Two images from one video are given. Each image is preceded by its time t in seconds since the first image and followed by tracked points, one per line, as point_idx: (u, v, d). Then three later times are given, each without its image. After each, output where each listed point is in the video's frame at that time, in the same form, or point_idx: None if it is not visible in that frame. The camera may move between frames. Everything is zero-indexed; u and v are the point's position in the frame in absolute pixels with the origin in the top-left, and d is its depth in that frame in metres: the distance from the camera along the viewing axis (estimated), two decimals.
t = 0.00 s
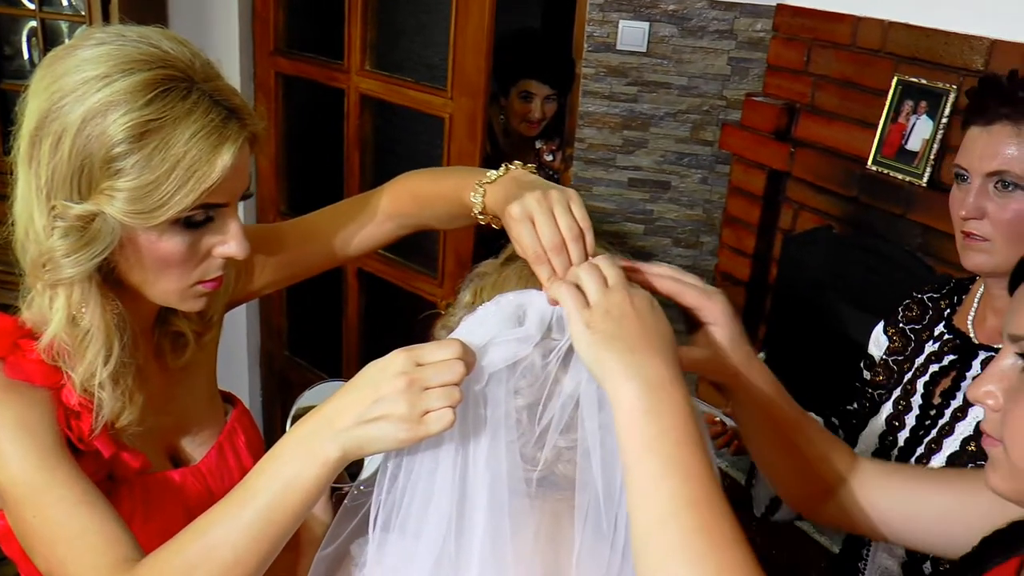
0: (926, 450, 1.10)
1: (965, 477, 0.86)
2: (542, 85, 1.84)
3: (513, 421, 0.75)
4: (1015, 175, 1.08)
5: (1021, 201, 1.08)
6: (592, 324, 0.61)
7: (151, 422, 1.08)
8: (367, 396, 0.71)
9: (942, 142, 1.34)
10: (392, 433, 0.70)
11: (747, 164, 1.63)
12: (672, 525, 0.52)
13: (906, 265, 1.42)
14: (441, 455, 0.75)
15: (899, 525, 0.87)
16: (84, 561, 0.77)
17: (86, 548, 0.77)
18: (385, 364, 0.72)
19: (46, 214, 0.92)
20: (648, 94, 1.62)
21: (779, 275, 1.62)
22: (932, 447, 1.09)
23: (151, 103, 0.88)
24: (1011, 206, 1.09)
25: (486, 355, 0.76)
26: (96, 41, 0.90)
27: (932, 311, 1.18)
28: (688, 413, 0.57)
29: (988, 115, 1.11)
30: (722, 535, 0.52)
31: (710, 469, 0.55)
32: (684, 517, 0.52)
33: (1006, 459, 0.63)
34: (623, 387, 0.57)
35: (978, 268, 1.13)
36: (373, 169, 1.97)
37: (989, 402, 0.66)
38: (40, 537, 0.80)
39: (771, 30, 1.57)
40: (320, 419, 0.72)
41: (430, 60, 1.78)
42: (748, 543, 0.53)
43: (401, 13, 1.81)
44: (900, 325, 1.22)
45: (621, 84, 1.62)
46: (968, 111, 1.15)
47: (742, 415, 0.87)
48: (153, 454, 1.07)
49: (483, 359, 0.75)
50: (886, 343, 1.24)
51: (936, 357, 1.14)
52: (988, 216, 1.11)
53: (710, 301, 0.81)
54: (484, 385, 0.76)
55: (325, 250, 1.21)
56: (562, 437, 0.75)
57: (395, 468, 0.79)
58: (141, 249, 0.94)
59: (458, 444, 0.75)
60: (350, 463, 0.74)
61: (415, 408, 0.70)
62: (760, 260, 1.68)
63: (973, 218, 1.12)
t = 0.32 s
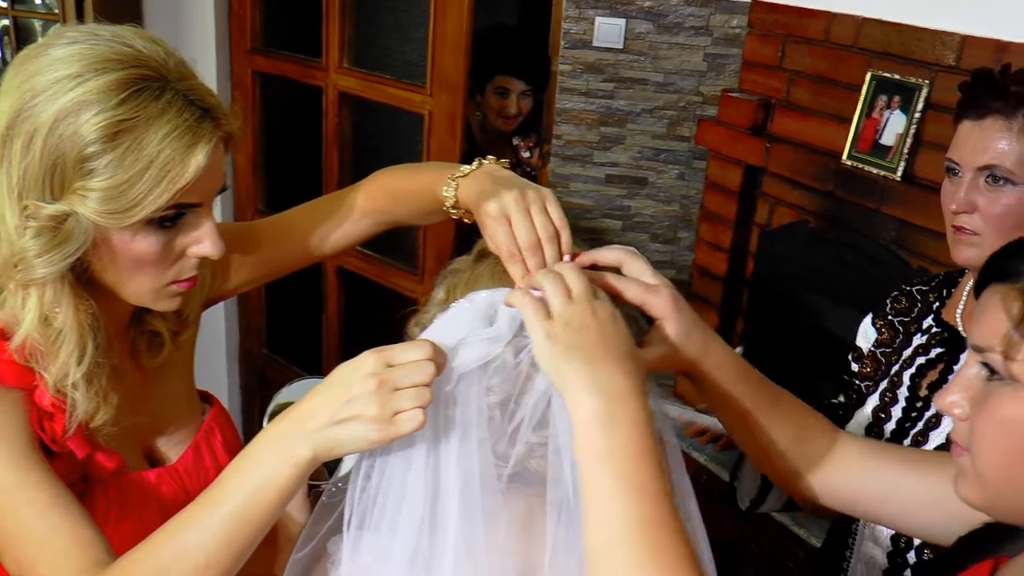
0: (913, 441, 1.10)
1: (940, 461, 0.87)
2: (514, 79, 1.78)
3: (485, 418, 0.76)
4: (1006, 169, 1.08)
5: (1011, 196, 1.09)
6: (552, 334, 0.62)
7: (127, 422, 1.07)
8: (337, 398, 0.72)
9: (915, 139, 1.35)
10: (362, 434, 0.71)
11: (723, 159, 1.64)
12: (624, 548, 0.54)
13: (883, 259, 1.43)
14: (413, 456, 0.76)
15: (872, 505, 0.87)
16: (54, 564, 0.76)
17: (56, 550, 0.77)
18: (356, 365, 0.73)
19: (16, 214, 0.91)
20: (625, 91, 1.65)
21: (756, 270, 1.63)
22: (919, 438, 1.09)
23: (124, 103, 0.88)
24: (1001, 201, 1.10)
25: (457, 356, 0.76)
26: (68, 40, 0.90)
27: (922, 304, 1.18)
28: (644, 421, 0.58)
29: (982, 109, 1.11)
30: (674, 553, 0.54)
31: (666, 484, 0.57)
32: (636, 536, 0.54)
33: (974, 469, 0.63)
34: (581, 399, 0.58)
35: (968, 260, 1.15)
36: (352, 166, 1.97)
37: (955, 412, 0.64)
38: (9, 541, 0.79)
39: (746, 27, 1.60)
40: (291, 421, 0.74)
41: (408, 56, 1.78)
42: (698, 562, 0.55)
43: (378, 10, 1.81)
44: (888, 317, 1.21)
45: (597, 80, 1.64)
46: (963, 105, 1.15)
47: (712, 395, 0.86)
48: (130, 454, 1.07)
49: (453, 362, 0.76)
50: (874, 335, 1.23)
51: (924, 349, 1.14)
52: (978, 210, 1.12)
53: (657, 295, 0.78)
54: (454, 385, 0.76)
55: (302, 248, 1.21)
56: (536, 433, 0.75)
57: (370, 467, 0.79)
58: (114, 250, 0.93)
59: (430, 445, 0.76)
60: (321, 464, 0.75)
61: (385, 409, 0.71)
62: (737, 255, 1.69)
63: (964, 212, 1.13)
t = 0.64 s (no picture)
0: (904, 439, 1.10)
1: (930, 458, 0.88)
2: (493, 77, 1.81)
3: (458, 417, 0.76)
4: (996, 165, 1.10)
5: (1001, 192, 1.11)
6: (514, 335, 0.63)
7: (101, 423, 1.07)
8: (308, 400, 0.73)
9: (889, 133, 1.37)
10: (333, 435, 0.72)
11: (699, 154, 1.65)
12: (565, 556, 0.55)
13: (859, 254, 1.45)
14: (387, 456, 0.77)
15: (859, 500, 0.87)
16: (23, 567, 0.76)
17: (25, 553, 0.76)
18: (327, 367, 0.73)
19: None
20: (601, 87, 1.66)
21: (734, 266, 1.65)
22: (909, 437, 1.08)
23: (95, 103, 0.87)
24: (992, 196, 1.11)
25: (428, 358, 0.77)
26: (37, 39, 0.89)
27: (908, 298, 1.17)
28: (599, 425, 0.59)
29: (974, 104, 1.12)
30: (615, 557, 0.55)
31: (614, 487, 0.58)
32: (575, 541, 0.55)
33: (937, 478, 0.64)
34: (536, 401, 0.59)
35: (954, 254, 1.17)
36: (333, 164, 1.96)
37: (920, 421, 0.65)
38: None
39: (723, 23, 1.61)
40: (262, 424, 0.74)
41: (389, 53, 1.78)
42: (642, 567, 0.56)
43: (357, 7, 1.81)
44: (874, 312, 1.21)
45: (574, 77, 1.65)
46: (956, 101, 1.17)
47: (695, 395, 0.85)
48: (105, 455, 1.07)
49: (424, 364, 0.76)
50: (860, 329, 1.23)
51: (912, 347, 1.13)
52: (969, 205, 1.13)
53: (632, 301, 0.76)
54: (426, 387, 0.76)
55: (278, 248, 1.21)
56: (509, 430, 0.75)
57: (343, 469, 0.79)
58: (86, 251, 0.93)
59: (403, 446, 0.76)
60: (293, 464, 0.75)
61: (356, 410, 0.71)
62: (714, 250, 1.69)
63: (954, 207, 1.14)
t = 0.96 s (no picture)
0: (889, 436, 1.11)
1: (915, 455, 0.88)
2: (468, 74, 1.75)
3: (431, 415, 0.76)
4: (979, 162, 1.11)
5: (984, 188, 1.12)
6: (480, 335, 0.63)
7: (76, 424, 1.07)
8: (282, 401, 0.73)
9: (863, 128, 1.38)
10: (307, 435, 0.72)
11: (676, 150, 1.68)
12: (517, 556, 0.55)
13: (835, 248, 1.44)
14: (360, 456, 0.77)
15: (844, 501, 0.88)
16: None
17: None
18: (301, 368, 0.74)
19: None
20: (578, 85, 1.66)
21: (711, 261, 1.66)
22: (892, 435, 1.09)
23: (63, 104, 0.87)
24: (975, 193, 1.13)
25: (401, 358, 0.77)
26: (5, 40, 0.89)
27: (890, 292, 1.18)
28: (559, 425, 0.59)
29: (958, 100, 1.14)
30: (566, 558, 0.55)
31: (570, 484, 0.58)
32: (528, 543, 0.55)
33: (902, 479, 0.64)
34: (494, 401, 0.59)
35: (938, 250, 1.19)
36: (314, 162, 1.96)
37: (884, 424, 0.66)
38: None
39: (697, 20, 1.62)
40: (235, 424, 0.74)
41: (371, 51, 1.78)
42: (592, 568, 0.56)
43: (337, 4, 1.80)
44: (856, 303, 1.21)
45: (551, 74, 1.65)
46: (940, 96, 1.19)
47: (679, 402, 0.85)
48: (80, 456, 1.07)
49: (397, 364, 0.77)
50: (841, 320, 1.23)
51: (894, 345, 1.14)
52: (952, 201, 1.15)
53: (609, 305, 0.75)
54: (399, 387, 0.77)
55: (254, 248, 1.21)
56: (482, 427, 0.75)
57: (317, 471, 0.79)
58: (57, 253, 0.93)
59: (377, 445, 0.77)
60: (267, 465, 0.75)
61: (329, 411, 0.71)
62: (692, 246, 1.73)
63: (937, 203, 1.16)
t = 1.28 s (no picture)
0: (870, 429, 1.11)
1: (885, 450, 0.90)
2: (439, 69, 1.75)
3: (402, 414, 0.77)
4: (956, 158, 1.13)
5: (962, 184, 1.13)
6: (447, 336, 0.64)
7: (49, 426, 1.07)
8: (254, 401, 0.73)
9: (836, 123, 1.40)
10: (280, 436, 0.72)
11: (652, 147, 1.69)
12: (475, 553, 0.55)
13: (811, 242, 1.45)
14: (334, 456, 0.77)
15: (822, 497, 0.89)
16: None
17: None
18: (274, 368, 0.74)
19: None
20: (554, 82, 1.67)
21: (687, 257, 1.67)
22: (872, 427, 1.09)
23: (33, 105, 0.87)
24: (952, 188, 1.14)
25: (372, 358, 0.78)
26: None
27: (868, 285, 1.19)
28: (521, 425, 0.60)
29: (936, 97, 1.15)
30: (522, 557, 0.55)
31: (530, 482, 0.58)
32: (485, 543, 0.55)
33: (866, 477, 0.65)
34: (457, 401, 0.60)
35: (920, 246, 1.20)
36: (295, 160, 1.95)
37: (848, 423, 0.67)
38: None
39: (672, 17, 1.63)
40: (209, 424, 0.74)
41: (352, 49, 1.78)
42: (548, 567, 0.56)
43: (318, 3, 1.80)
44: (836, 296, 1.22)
45: (526, 72, 1.66)
46: (919, 92, 1.20)
47: (657, 398, 0.86)
48: (54, 457, 1.06)
49: (369, 364, 0.77)
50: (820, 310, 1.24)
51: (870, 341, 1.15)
52: (930, 197, 1.16)
53: (581, 301, 0.76)
54: (371, 386, 0.78)
55: (229, 247, 1.21)
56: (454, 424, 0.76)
57: (292, 471, 0.80)
58: (27, 255, 0.93)
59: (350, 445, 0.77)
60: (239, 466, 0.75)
61: (302, 411, 0.72)
62: (669, 242, 1.73)
63: (916, 199, 1.17)
